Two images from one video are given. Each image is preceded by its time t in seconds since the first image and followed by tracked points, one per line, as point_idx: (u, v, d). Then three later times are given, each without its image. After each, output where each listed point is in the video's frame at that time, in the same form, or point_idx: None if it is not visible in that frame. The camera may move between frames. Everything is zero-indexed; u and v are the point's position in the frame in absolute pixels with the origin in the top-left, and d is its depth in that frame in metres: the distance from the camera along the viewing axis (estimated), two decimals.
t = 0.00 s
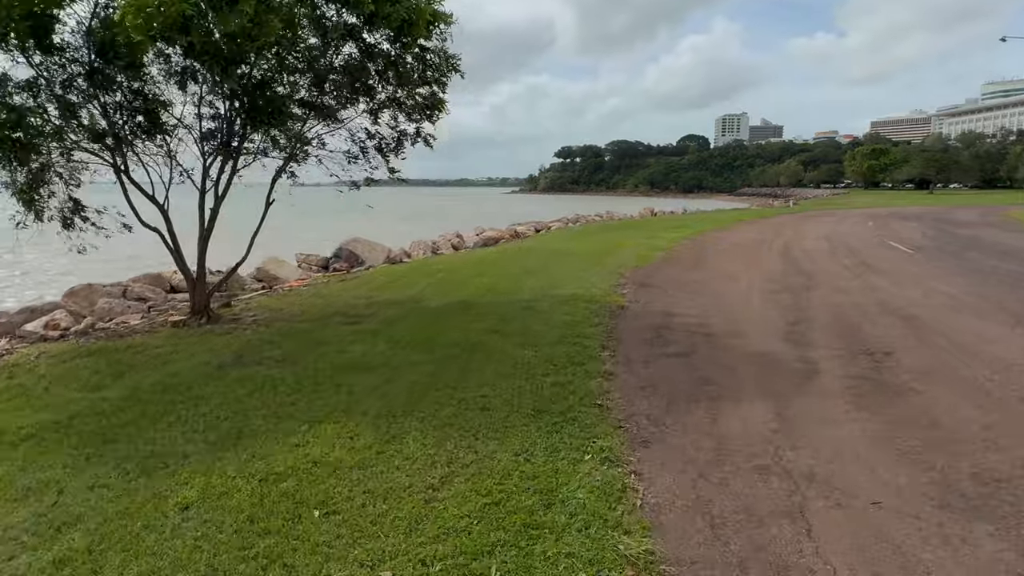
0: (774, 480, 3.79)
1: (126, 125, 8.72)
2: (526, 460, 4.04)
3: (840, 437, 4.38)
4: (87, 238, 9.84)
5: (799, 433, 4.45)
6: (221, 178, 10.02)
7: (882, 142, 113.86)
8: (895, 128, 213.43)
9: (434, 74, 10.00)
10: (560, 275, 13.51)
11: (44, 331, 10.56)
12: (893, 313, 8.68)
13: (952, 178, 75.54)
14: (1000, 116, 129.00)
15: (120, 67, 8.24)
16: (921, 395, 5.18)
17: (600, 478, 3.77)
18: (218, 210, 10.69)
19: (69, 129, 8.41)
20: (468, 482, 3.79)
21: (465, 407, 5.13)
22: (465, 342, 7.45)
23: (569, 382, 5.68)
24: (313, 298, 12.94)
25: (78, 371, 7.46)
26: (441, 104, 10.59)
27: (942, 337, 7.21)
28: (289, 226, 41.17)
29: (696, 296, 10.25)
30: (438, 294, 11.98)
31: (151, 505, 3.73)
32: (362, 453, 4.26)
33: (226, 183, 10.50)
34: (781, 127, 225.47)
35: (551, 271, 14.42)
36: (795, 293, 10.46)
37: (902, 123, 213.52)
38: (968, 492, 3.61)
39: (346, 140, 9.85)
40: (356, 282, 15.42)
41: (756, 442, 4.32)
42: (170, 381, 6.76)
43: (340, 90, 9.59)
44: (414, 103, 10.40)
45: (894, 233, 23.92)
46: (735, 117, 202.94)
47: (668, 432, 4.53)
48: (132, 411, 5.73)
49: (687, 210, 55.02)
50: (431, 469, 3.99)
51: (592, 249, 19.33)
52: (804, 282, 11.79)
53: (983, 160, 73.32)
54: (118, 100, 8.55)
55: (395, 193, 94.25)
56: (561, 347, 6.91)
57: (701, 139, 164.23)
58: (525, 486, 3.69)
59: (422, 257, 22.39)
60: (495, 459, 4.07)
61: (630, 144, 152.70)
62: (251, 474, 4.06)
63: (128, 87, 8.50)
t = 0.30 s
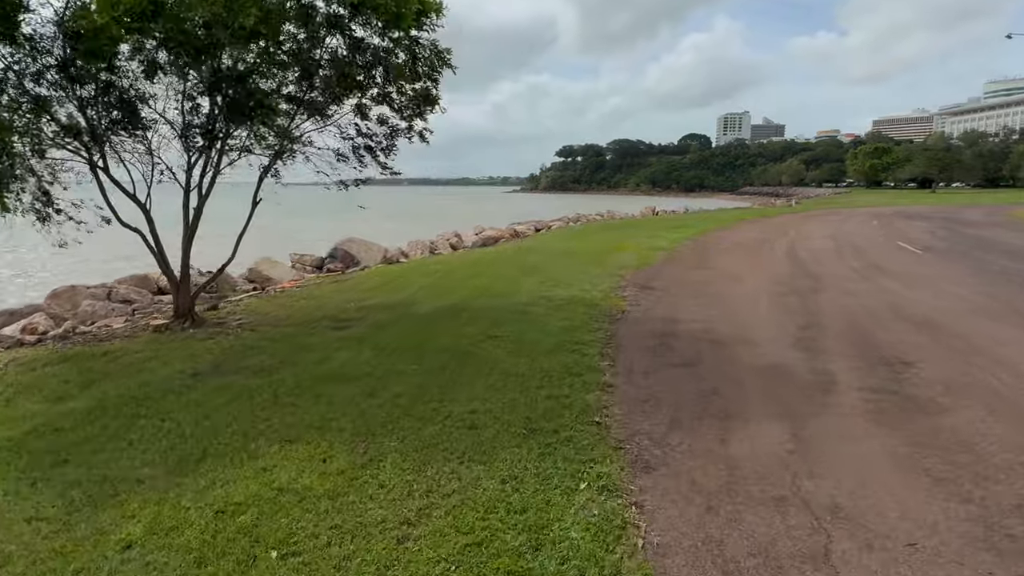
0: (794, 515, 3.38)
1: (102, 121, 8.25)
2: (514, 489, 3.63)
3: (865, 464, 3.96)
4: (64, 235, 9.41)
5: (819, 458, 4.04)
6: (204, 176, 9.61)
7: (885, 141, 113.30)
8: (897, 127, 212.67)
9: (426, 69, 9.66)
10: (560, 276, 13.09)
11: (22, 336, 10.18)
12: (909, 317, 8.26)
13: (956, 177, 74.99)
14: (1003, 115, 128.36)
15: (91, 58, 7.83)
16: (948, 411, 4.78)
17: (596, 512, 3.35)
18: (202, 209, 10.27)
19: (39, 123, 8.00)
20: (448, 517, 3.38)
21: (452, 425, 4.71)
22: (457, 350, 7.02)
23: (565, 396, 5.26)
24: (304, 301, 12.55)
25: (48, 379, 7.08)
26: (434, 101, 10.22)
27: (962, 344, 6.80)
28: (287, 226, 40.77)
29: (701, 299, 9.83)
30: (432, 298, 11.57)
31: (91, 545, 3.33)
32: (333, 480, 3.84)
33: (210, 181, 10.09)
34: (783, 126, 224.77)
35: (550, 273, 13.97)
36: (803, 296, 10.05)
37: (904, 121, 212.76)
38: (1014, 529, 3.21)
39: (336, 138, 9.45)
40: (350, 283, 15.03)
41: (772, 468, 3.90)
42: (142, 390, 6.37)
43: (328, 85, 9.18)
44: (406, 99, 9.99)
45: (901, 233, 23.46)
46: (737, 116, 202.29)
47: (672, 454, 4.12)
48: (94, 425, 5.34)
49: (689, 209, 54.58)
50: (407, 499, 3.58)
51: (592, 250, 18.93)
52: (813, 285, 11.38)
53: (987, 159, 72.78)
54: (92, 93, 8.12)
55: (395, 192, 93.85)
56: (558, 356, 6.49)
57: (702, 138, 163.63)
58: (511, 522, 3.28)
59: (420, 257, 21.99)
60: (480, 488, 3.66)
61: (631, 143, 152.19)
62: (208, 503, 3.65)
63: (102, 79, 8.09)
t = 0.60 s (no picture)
0: (817, 557, 2.98)
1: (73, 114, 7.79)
2: (500, 523, 3.23)
3: (892, 494, 3.56)
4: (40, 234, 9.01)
5: (840, 484, 3.64)
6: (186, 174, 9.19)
7: (889, 139, 112.57)
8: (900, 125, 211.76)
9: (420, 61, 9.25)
10: (559, 277, 12.68)
11: None
12: (926, 320, 7.84)
13: (960, 175, 74.37)
14: (1007, 113, 127.58)
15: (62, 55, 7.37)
16: (979, 428, 4.38)
17: (590, 553, 2.97)
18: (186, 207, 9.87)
19: (6, 115, 7.55)
20: (424, 557, 2.99)
21: (436, 444, 4.30)
22: (447, 358, 6.61)
23: (561, 410, 4.86)
24: (295, 302, 12.16)
25: (15, 387, 6.70)
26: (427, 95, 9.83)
27: (986, 349, 6.39)
28: (286, 225, 40.33)
29: (705, 302, 9.41)
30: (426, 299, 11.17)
31: None
32: (299, 511, 3.44)
33: (194, 178, 9.67)
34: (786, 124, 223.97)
35: (548, 273, 13.54)
36: (813, 298, 9.64)
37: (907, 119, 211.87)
38: None
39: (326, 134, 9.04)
40: (344, 284, 14.63)
41: (790, 497, 3.51)
42: (110, 400, 5.98)
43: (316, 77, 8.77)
44: (399, 92, 9.57)
45: (909, 232, 23.01)
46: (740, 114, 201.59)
47: (679, 479, 3.73)
48: (52, 440, 4.95)
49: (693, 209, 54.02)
50: (379, 533, 3.20)
51: (594, 249, 18.51)
52: (822, 286, 10.96)
53: (991, 157, 72.16)
54: (62, 84, 7.67)
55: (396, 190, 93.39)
56: (554, 364, 6.08)
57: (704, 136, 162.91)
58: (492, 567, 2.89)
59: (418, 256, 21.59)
60: (460, 520, 3.27)
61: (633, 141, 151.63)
62: (157, 540, 3.26)
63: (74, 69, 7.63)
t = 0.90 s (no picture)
0: None
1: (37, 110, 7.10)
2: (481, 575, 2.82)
3: (936, 535, 3.12)
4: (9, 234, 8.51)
5: (878, 525, 3.18)
6: (168, 171, 8.75)
7: (893, 136, 111.86)
8: (903, 122, 210.81)
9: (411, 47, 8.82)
10: (558, 277, 12.22)
11: None
12: (948, 326, 7.38)
13: (964, 172, 73.78)
14: (1011, 109, 126.89)
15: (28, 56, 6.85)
16: None
17: None
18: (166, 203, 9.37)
19: None
20: None
21: (417, 469, 3.86)
22: (436, 366, 6.16)
23: (558, 427, 4.39)
24: (282, 303, 11.71)
25: None
26: (419, 83, 9.40)
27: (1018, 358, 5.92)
28: (283, 223, 39.88)
29: (711, 304, 8.94)
30: (418, 300, 10.72)
31: None
32: (253, 555, 3.03)
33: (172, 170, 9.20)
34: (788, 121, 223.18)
35: (547, 273, 13.08)
36: (824, 300, 9.18)
37: (910, 117, 211.00)
38: None
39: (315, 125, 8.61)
40: (336, 284, 14.18)
41: (822, 542, 3.04)
42: (67, 415, 5.50)
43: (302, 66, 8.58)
44: (387, 79, 9.35)
45: (914, 230, 22.56)
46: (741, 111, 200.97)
47: (693, 518, 3.26)
48: None
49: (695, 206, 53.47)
50: None
51: (593, 247, 18.04)
52: (832, 287, 10.49)
53: (995, 154, 71.59)
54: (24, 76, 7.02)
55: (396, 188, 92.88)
56: (550, 374, 5.61)
57: (706, 133, 162.11)
58: None
59: (413, 255, 21.12)
60: (434, 570, 2.86)
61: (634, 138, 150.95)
62: None
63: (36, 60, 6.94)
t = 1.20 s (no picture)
0: None
1: None
2: None
3: None
4: None
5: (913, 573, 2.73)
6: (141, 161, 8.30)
7: (897, 132, 111.04)
8: (906, 118, 209.74)
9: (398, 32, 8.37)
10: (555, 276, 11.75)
11: None
12: (969, 329, 6.91)
13: (968, 169, 73.08)
14: (1015, 105, 125.95)
15: None
16: None
17: None
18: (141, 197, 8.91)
19: None
20: None
21: (385, 501, 3.39)
22: (419, 373, 5.70)
23: (545, 446, 3.95)
24: (268, 303, 11.26)
25: None
26: (408, 71, 8.95)
27: None
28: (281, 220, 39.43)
29: (716, 305, 8.46)
30: (408, 300, 10.26)
31: None
32: None
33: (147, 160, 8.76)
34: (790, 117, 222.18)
35: (544, 272, 12.60)
36: (834, 300, 8.72)
37: (913, 113, 209.94)
38: None
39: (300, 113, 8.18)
40: (326, 282, 13.72)
41: None
42: (14, 428, 5.05)
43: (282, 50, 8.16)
44: (372, 67, 8.94)
45: (921, 227, 22.06)
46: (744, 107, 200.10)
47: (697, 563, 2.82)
48: None
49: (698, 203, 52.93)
50: None
51: (593, 244, 17.57)
52: (842, 286, 10.01)
53: (1000, 150, 70.91)
54: None
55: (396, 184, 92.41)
56: (541, 383, 5.16)
57: (709, 129, 161.30)
58: None
59: (410, 252, 20.67)
60: None
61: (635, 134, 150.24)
62: None
63: None
